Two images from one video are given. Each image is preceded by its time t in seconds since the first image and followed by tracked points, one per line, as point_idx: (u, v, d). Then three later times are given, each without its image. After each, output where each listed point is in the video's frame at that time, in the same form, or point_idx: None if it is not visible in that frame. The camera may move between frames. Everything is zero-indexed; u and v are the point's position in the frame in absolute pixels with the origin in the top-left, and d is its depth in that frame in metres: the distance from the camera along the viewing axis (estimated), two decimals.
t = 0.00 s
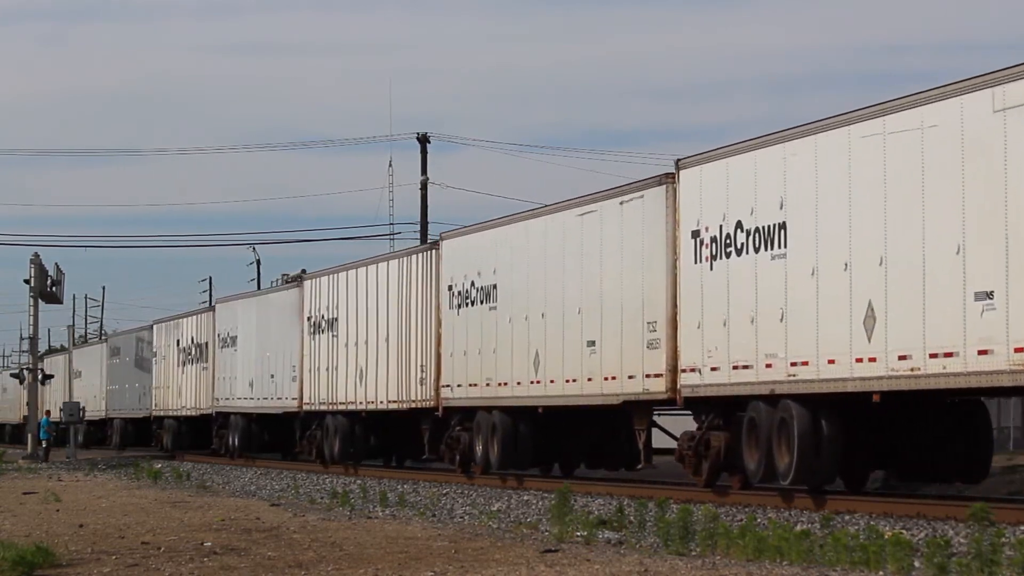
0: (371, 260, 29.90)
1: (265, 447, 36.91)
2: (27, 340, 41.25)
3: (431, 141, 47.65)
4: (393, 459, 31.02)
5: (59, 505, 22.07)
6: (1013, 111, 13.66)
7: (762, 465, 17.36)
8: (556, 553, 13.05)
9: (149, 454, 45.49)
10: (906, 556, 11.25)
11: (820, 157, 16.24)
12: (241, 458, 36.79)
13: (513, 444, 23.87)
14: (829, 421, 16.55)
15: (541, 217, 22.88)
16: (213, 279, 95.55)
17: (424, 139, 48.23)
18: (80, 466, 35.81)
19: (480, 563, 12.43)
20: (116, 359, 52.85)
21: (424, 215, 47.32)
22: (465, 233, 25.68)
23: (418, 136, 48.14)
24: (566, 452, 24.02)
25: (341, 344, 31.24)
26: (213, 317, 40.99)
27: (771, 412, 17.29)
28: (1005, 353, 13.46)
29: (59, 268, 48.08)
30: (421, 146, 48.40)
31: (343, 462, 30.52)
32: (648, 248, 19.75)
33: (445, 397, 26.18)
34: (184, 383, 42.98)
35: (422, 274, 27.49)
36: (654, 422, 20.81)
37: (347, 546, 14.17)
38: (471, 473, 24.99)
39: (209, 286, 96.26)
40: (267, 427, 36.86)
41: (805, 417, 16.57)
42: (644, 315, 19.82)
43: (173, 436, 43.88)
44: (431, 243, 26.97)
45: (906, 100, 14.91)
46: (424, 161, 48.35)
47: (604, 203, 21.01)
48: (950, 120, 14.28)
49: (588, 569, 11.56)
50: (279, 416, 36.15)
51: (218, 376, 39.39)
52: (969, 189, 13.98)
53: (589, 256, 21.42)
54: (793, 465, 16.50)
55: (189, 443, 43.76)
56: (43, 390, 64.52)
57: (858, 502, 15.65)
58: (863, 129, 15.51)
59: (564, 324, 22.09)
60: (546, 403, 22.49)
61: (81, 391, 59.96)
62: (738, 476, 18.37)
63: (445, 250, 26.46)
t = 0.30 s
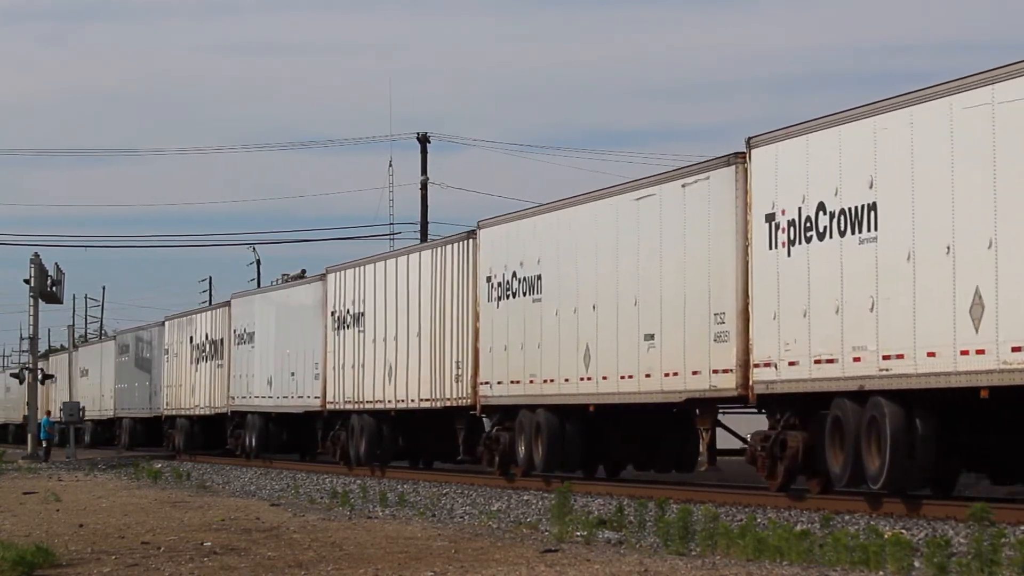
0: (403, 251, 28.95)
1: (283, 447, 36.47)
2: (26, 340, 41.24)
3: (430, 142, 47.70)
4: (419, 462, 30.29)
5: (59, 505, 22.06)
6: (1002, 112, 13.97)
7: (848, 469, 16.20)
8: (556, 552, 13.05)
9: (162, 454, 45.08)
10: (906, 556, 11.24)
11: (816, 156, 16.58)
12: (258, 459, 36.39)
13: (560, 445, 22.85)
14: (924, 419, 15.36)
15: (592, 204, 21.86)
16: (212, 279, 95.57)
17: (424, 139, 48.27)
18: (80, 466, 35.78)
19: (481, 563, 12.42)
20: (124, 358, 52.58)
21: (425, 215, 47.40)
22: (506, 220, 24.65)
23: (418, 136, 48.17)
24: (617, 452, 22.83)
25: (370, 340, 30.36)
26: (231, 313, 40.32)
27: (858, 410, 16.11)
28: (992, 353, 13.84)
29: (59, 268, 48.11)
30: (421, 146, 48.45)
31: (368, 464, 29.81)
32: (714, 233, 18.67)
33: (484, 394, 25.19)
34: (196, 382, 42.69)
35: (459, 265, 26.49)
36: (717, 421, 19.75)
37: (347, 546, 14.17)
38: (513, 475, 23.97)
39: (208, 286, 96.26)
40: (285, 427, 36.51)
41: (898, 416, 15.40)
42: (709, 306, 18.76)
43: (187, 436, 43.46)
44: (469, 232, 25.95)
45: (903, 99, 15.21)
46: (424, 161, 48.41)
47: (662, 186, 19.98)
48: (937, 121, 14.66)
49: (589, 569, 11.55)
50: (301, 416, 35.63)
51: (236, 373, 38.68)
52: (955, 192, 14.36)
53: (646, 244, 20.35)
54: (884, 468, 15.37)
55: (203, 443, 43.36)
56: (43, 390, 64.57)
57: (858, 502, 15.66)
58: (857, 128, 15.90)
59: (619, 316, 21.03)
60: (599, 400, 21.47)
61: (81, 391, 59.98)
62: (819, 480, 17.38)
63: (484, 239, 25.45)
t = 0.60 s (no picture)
0: (437, 240, 27.37)
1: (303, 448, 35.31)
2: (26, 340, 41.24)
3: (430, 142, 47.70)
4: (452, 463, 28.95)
5: (59, 504, 22.06)
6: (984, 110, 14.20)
7: (951, 471, 14.70)
8: (557, 553, 13.05)
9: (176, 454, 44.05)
10: (907, 556, 11.24)
11: (877, 141, 15.52)
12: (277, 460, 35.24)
13: (613, 445, 21.26)
14: None
15: (650, 186, 20.22)
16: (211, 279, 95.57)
17: (424, 139, 48.27)
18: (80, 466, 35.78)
19: (481, 563, 12.42)
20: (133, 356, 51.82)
21: (425, 216, 47.41)
22: (553, 206, 22.96)
23: (418, 136, 48.16)
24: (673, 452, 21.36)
25: (401, 335, 28.86)
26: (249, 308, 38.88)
27: (963, 405, 14.61)
28: (983, 351, 13.94)
29: (59, 268, 48.06)
30: (421, 146, 48.44)
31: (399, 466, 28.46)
32: (792, 214, 17.05)
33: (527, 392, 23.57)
34: (211, 380, 41.57)
35: (497, 255, 24.86)
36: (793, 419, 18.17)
37: (347, 546, 14.16)
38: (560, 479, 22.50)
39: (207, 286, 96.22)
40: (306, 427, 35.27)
41: (1010, 412, 13.92)
42: (788, 294, 17.11)
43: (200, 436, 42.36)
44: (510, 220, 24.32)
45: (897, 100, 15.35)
46: (424, 161, 48.40)
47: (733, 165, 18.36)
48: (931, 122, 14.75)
49: (589, 569, 11.55)
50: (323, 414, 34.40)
51: (257, 371, 37.36)
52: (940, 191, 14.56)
53: (715, 228, 18.69)
54: (997, 470, 13.92)
55: (216, 444, 42.33)
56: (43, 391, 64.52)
57: (859, 502, 15.66)
58: (877, 121, 15.58)
59: (682, 308, 19.36)
60: (659, 398, 19.80)
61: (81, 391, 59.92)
62: (912, 485, 15.97)
63: (528, 226, 23.79)
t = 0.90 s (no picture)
0: (474, 230, 25.78)
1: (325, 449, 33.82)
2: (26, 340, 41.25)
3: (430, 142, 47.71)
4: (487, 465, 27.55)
5: (59, 504, 22.06)
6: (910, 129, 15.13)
7: None
8: (556, 553, 13.05)
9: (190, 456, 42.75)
10: (906, 556, 11.24)
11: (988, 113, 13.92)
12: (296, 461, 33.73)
13: (674, 448, 19.72)
14: None
15: (719, 168, 18.59)
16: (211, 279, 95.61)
17: (423, 139, 48.27)
18: (80, 466, 35.80)
19: (481, 563, 12.42)
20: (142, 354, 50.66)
21: (425, 216, 47.42)
22: (606, 191, 21.28)
23: (418, 136, 48.16)
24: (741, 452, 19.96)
25: (435, 330, 27.25)
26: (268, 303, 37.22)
27: None
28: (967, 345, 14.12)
29: (59, 268, 48.05)
30: (421, 146, 48.43)
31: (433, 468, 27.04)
32: (885, 194, 15.40)
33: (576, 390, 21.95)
34: (226, 378, 40.16)
35: (543, 245, 23.24)
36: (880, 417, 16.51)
37: (347, 546, 14.17)
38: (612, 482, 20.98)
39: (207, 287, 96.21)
40: (327, 427, 33.79)
41: None
42: (880, 280, 15.45)
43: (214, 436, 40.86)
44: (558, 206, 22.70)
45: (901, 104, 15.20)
46: (424, 161, 48.40)
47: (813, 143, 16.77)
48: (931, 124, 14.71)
49: (589, 569, 11.55)
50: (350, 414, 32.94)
51: (276, 369, 35.79)
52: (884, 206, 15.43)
53: (792, 210, 17.06)
54: None
55: (229, 445, 40.89)
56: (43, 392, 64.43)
57: (859, 501, 15.66)
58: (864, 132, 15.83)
59: (756, 297, 17.71)
60: (727, 395, 18.26)
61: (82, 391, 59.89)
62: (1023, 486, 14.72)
63: (577, 213, 22.14)
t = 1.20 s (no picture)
0: (517, 217, 24.25)
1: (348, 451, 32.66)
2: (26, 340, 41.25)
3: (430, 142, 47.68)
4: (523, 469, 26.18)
5: (59, 504, 22.07)
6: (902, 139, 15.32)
7: None
8: (557, 553, 13.05)
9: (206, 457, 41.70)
10: (906, 556, 11.24)
11: None
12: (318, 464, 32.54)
13: (744, 449, 18.26)
14: None
15: (804, 144, 16.93)
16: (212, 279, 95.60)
17: (423, 139, 48.23)
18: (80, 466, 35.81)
19: (481, 563, 12.42)
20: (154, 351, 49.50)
21: (425, 216, 47.41)
22: (668, 172, 19.64)
23: (418, 136, 48.15)
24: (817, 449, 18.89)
25: (473, 324, 25.79)
26: (291, 297, 35.90)
27: None
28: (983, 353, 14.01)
29: (58, 268, 48.03)
30: (421, 146, 48.41)
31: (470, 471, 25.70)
32: (998, 170, 13.92)
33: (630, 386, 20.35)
34: (243, 376, 38.99)
35: (590, 232, 21.70)
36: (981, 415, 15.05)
37: (347, 546, 14.17)
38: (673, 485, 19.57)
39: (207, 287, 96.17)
40: (351, 427, 32.65)
41: None
42: (990, 262, 13.95)
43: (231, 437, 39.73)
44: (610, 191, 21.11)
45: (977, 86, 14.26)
46: (424, 161, 48.38)
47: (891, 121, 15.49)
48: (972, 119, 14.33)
49: (589, 569, 11.55)
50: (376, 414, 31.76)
51: (301, 367, 34.49)
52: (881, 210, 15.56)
53: (887, 189, 15.48)
54: None
55: (246, 445, 39.87)
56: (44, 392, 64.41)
57: (858, 501, 15.66)
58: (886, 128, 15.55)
59: (841, 284, 16.12)
60: (809, 392, 16.62)
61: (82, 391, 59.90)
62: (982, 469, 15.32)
63: (634, 197, 20.50)
